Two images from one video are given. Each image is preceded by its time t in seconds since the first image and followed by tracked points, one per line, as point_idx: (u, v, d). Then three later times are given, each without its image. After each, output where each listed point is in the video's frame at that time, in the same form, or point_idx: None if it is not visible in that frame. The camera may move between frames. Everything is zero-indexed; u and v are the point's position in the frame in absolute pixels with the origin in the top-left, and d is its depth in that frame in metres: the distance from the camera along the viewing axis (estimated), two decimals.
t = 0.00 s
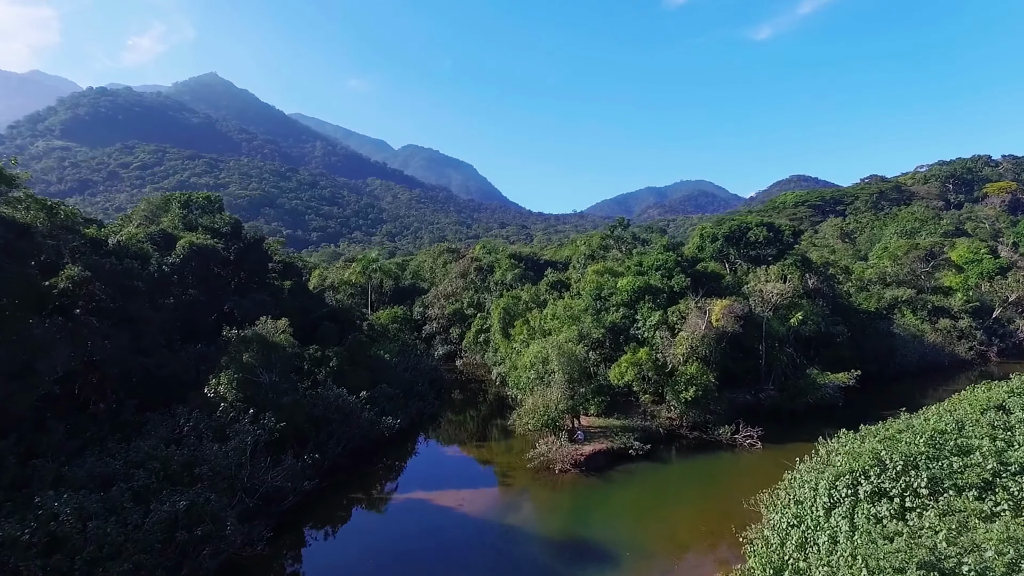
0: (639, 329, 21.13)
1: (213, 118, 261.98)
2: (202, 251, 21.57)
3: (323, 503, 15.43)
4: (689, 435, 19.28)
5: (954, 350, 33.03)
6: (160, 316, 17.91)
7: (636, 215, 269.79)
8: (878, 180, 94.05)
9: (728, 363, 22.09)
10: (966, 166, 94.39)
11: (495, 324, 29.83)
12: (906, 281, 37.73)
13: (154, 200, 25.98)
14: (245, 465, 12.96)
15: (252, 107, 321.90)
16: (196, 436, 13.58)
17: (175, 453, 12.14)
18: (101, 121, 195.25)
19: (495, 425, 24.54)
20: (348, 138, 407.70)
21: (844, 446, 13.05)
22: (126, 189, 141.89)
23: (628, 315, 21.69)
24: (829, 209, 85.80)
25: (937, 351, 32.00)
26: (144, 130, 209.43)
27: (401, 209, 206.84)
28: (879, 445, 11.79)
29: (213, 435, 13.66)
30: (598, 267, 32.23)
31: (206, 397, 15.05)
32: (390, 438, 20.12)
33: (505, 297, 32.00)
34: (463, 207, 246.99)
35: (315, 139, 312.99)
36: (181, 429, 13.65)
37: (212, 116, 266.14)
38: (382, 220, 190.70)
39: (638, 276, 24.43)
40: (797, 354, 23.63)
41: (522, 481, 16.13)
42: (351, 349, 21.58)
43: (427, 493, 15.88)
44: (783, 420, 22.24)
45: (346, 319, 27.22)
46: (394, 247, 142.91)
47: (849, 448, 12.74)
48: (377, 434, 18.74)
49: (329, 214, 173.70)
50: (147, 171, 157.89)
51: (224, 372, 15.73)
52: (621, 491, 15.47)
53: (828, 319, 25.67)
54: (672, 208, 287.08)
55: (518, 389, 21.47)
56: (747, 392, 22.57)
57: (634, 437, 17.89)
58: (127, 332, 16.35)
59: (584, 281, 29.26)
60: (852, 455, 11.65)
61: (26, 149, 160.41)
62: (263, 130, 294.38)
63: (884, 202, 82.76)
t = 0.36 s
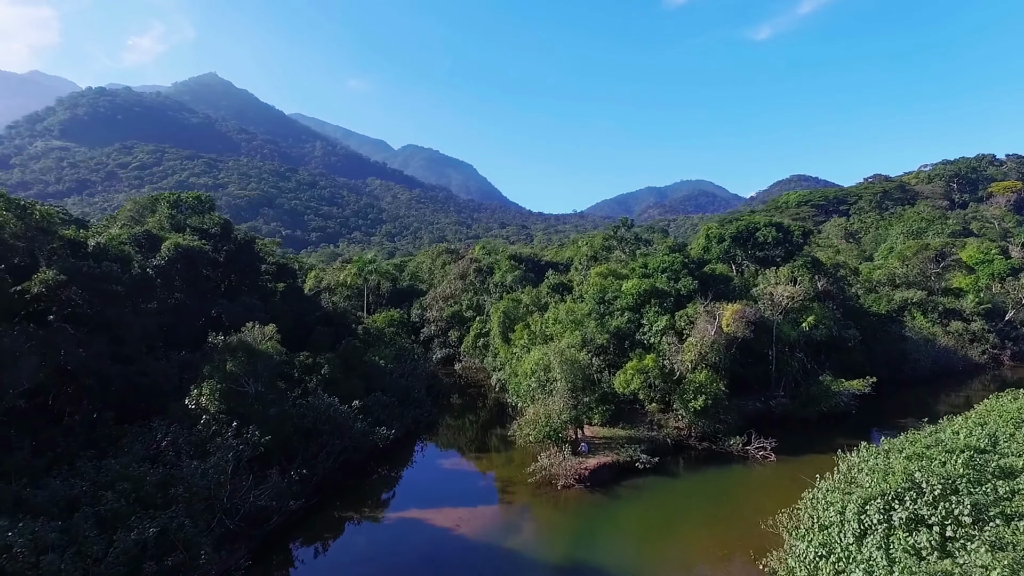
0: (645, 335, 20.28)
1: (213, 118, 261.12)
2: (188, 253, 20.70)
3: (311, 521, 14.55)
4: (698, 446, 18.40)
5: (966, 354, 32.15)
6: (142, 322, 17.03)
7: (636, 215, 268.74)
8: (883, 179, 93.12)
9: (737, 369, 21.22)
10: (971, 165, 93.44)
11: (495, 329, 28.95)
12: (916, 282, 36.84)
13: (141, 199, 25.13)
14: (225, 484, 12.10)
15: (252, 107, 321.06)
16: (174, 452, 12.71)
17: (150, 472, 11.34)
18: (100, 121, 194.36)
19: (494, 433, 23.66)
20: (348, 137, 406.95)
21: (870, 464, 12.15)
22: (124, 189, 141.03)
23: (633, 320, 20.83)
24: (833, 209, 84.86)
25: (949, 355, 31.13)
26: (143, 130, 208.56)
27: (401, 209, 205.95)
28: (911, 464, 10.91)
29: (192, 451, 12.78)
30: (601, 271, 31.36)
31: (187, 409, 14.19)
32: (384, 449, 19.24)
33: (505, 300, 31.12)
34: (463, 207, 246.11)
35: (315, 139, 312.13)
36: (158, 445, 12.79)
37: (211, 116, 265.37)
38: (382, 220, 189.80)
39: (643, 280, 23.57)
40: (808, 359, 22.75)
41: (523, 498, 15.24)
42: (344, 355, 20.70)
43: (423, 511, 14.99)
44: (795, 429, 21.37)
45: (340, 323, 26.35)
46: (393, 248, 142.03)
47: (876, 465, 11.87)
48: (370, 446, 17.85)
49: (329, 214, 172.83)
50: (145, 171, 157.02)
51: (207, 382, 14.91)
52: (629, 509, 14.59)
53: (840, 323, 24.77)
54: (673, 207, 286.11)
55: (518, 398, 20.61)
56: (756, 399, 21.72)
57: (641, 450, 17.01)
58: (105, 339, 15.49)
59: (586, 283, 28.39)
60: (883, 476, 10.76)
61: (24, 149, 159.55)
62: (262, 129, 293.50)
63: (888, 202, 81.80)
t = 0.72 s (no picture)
0: (653, 341, 19.32)
1: (212, 118, 260.06)
2: (171, 255, 19.72)
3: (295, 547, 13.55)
4: (709, 459, 17.42)
5: (980, 359, 31.25)
6: (118, 328, 16.03)
7: (636, 215, 268.14)
8: (887, 178, 91.99)
9: (748, 377, 20.28)
10: (976, 164, 92.47)
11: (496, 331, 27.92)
12: (927, 283, 35.83)
13: (126, 199, 24.21)
14: (200, 509, 11.11)
15: (251, 107, 320.09)
16: (146, 472, 11.72)
17: (117, 496, 10.35)
18: (99, 121, 193.38)
19: (493, 443, 22.66)
20: (348, 138, 406.16)
21: (902, 486, 11.16)
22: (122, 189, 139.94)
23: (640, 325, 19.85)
24: (836, 208, 83.85)
25: (962, 360, 30.18)
26: (142, 130, 207.68)
27: (400, 209, 205.02)
28: (953, 488, 9.84)
29: (166, 470, 11.78)
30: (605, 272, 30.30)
31: (163, 424, 13.16)
32: (376, 464, 18.21)
33: (505, 303, 30.11)
34: (463, 207, 245.21)
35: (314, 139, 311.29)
36: (129, 463, 11.79)
37: (210, 116, 264.34)
38: (381, 220, 188.87)
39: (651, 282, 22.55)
40: (821, 365, 21.78)
41: (524, 519, 14.25)
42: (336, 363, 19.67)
43: (416, 535, 13.98)
44: (809, 439, 20.47)
45: (333, 328, 25.35)
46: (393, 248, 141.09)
47: (912, 489, 10.79)
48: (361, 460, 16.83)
49: (328, 214, 171.89)
50: (144, 172, 156.03)
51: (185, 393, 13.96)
52: (638, 533, 13.55)
53: (854, 328, 23.75)
54: (673, 207, 285.36)
55: (519, 407, 19.62)
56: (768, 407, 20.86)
57: (649, 464, 16.04)
58: (77, 347, 14.48)
59: (589, 286, 27.40)
60: (922, 503, 9.69)
61: (22, 149, 158.64)
62: (262, 130, 292.47)
63: (893, 201, 80.73)
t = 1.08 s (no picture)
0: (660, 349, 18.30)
1: (210, 118, 259.00)
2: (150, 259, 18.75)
3: None
4: (722, 475, 16.52)
5: (997, 364, 30.24)
6: (88, 337, 15.06)
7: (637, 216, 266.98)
8: (891, 178, 90.80)
9: (762, 387, 19.27)
10: (982, 163, 91.36)
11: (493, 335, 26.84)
12: (940, 285, 34.80)
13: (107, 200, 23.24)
14: (164, 542, 10.12)
15: (251, 107, 319.05)
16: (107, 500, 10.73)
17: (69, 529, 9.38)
18: (98, 121, 192.48)
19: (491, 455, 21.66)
20: (348, 138, 405.13)
21: (942, 514, 10.12)
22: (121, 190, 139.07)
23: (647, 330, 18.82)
24: (839, 208, 82.79)
25: (979, 366, 29.16)
26: (140, 130, 206.69)
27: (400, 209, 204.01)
28: (1008, 522, 8.82)
29: (130, 497, 10.80)
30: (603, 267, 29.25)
31: (131, 444, 12.18)
32: (366, 481, 17.22)
33: (504, 307, 29.08)
34: (463, 207, 244.16)
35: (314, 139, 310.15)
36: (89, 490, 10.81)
37: (209, 116, 263.18)
38: (381, 220, 187.82)
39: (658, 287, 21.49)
40: (837, 374, 20.77)
41: (527, 547, 13.25)
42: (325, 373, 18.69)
43: (409, 565, 12.98)
44: (825, 454, 19.67)
45: (326, 334, 24.33)
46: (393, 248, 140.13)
47: (958, 517, 9.75)
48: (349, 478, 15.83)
49: (327, 215, 170.89)
50: (142, 172, 155.10)
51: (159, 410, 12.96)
52: (649, 561, 12.56)
53: (870, 334, 22.71)
54: (674, 207, 284.39)
55: (519, 418, 18.57)
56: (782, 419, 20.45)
57: (660, 484, 14.93)
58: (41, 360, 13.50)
59: (592, 290, 26.35)
60: (975, 539, 8.64)
61: (20, 150, 157.75)
62: (261, 130, 291.48)
63: (899, 200, 79.53)
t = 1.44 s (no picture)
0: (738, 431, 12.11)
1: (205, 117, 252.92)
2: None
3: None
4: None
5: None
6: None
7: (641, 215, 260.99)
8: (919, 175, 84.55)
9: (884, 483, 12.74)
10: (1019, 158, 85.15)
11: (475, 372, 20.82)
12: None
13: None
14: None
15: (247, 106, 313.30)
16: None
17: None
18: (88, 120, 186.64)
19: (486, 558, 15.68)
20: (347, 138, 399.32)
21: None
22: (108, 191, 133.23)
23: (717, 396, 12.60)
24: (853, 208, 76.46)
25: None
26: (132, 130, 200.90)
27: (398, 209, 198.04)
28: None
29: None
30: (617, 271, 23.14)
31: None
32: None
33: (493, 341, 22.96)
34: (462, 207, 238.18)
35: (311, 139, 304.15)
36: None
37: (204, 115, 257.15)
38: (377, 220, 181.80)
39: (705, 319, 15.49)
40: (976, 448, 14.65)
41: None
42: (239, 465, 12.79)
43: None
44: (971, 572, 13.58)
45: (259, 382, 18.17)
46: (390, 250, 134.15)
47: None
48: None
49: (322, 215, 164.87)
50: (131, 172, 149.21)
51: None
52: None
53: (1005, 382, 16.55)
54: (679, 206, 278.31)
55: (522, 525, 12.72)
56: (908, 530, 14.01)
57: None
58: None
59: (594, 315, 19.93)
60: None
61: (5, 150, 151.88)
62: (257, 129, 285.62)
63: (933, 198, 73.20)
